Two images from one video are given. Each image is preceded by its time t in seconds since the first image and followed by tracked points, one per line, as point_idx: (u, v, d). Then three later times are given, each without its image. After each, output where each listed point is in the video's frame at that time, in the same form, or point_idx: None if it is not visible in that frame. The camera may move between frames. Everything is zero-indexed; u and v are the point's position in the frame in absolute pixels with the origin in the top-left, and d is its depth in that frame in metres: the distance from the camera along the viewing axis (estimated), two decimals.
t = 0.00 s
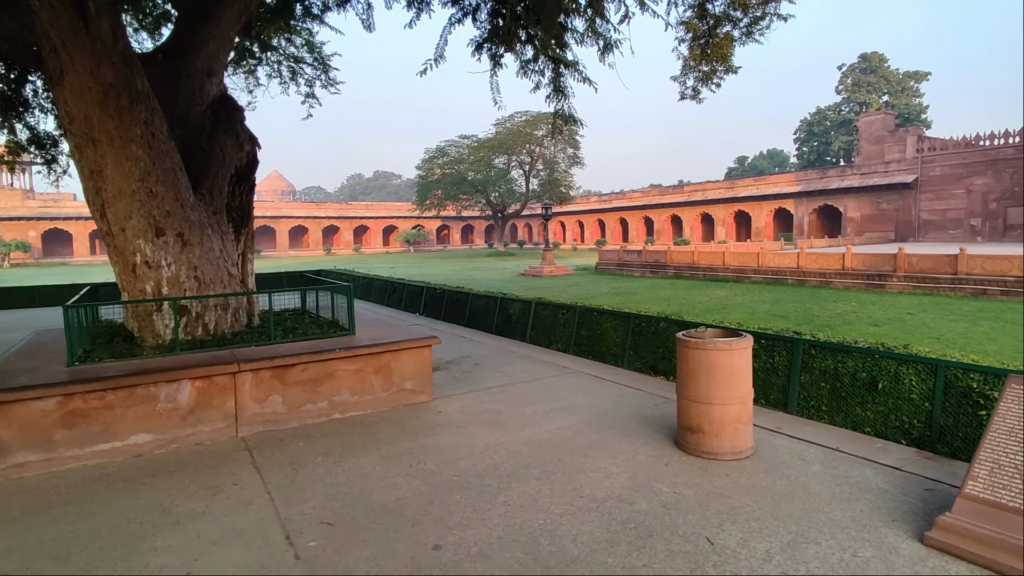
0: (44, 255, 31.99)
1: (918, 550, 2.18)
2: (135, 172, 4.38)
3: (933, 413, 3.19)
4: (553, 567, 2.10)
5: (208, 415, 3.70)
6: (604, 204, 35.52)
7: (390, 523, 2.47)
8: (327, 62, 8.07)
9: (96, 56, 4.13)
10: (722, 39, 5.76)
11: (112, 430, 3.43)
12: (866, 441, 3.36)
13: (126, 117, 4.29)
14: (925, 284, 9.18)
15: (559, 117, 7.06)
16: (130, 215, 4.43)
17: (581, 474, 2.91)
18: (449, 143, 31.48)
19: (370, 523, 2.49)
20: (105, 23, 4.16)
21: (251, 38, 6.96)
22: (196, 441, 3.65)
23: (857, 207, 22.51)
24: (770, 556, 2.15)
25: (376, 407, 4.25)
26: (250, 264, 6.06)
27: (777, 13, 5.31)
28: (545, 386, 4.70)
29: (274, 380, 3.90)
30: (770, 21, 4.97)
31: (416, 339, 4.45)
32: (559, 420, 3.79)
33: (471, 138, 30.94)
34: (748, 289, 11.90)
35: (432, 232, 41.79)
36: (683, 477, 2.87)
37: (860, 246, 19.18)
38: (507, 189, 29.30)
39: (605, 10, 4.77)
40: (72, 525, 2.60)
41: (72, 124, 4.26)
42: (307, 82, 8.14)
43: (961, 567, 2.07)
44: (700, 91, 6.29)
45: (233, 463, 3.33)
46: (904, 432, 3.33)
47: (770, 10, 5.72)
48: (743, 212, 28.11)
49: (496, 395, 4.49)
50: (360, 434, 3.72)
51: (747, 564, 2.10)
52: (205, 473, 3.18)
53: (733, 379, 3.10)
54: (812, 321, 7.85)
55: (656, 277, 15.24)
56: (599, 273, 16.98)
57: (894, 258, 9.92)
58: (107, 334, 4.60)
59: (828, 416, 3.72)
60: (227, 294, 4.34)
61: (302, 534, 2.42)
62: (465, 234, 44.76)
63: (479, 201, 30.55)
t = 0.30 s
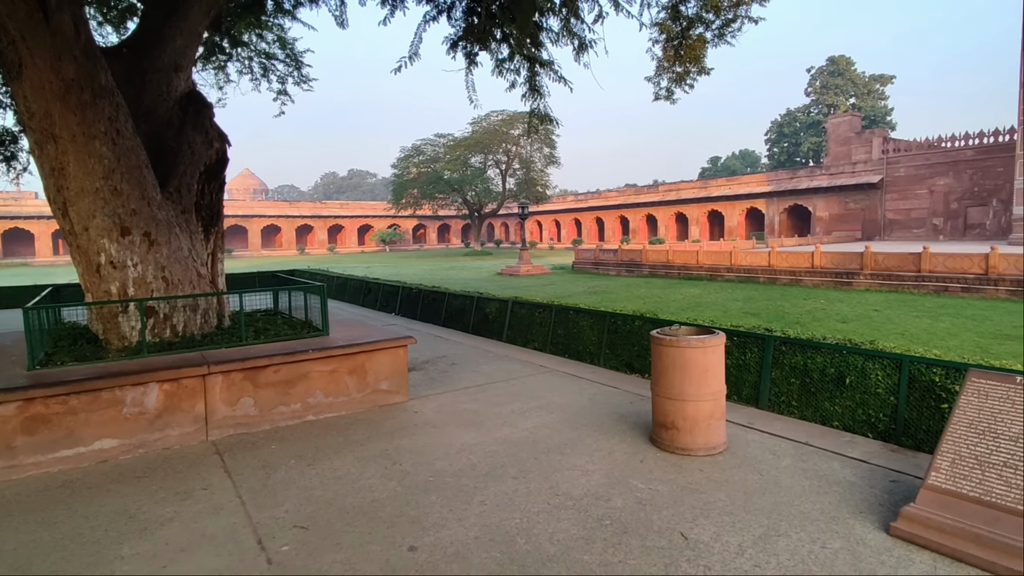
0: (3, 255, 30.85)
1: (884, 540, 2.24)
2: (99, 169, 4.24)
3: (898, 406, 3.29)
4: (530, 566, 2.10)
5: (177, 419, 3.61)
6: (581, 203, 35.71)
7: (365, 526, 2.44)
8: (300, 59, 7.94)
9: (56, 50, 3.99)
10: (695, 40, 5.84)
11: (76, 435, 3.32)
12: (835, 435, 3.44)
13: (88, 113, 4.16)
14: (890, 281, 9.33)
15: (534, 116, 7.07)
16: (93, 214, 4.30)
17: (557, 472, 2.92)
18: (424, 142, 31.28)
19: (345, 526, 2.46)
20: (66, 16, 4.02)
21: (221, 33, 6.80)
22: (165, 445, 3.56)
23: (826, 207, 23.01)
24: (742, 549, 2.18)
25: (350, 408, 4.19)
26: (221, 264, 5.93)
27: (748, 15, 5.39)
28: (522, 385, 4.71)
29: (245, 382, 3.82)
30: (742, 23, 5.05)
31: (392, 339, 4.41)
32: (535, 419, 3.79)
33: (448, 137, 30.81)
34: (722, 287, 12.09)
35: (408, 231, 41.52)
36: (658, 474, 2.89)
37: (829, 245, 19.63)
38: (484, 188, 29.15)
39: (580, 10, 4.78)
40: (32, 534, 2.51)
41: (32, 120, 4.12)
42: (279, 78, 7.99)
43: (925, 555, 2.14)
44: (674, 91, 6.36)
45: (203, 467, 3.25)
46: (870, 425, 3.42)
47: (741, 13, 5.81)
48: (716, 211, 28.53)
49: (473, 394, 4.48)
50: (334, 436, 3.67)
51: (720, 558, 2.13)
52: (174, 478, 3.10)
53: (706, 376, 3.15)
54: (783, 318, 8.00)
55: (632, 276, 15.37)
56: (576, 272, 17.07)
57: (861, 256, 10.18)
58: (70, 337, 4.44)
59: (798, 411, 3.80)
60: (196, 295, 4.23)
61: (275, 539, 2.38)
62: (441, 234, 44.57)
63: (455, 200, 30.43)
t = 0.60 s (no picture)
0: None
1: (852, 532, 2.30)
2: (61, 168, 4.11)
3: (865, 401, 3.37)
4: (506, 566, 2.10)
5: (144, 424, 3.51)
6: (558, 202, 35.90)
7: (340, 529, 2.41)
8: (272, 56, 7.80)
9: (17, 44, 3.83)
10: (669, 43, 5.91)
11: (37, 441, 3.20)
12: (805, 430, 3.51)
13: (50, 110, 4.01)
14: (858, 279, 9.69)
15: (511, 116, 7.06)
16: (55, 213, 4.16)
17: (534, 471, 2.93)
18: (401, 141, 31.04)
19: (319, 530, 2.42)
20: (26, 9, 3.86)
21: (190, 28, 6.64)
22: (132, 451, 3.46)
23: (796, 207, 23.47)
24: (715, 544, 2.21)
25: (324, 411, 4.13)
26: (190, 265, 5.81)
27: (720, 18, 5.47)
28: (499, 385, 4.70)
29: (215, 385, 3.74)
30: (714, 27, 5.13)
31: (367, 339, 4.36)
32: (512, 419, 3.79)
33: (424, 136, 30.65)
34: (696, 285, 12.26)
35: (384, 231, 41.18)
36: (634, 471, 2.92)
37: (799, 244, 20.07)
38: (461, 188, 28.71)
39: (555, 11, 4.79)
40: None
41: None
42: (251, 75, 7.83)
43: (891, 546, 2.20)
44: (648, 93, 6.43)
45: (172, 473, 3.17)
46: (839, 420, 3.50)
47: (714, 15, 5.88)
48: (690, 211, 28.91)
49: (449, 395, 4.46)
50: (307, 439, 3.62)
51: (694, 554, 2.15)
52: (141, 484, 3.02)
53: (681, 373, 3.19)
54: (755, 316, 8.16)
55: (609, 275, 15.49)
56: (553, 271, 17.14)
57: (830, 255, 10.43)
58: (31, 340, 4.28)
59: (770, 408, 3.87)
60: (165, 296, 4.13)
61: (246, 544, 2.33)
62: (418, 233, 44.34)
63: (432, 200, 30.23)
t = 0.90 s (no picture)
0: None
1: (821, 525, 2.34)
2: (21, 165, 3.97)
3: (834, 396, 3.44)
4: (482, 566, 2.10)
5: (110, 429, 3.41)
6: (536, 202, 36.01)
7: (313, 534, 2.38)
8: (243, 52, 7.64)
9: None
10: (644, 44, 5.97)
11: None
12: (776, 426, 3.58)
13: (9, 105, 3.87)
14: (827, 278, 9.86)
15: (487, 115, 7.05)
16: (15, 212, 4.00)
17: (510, 471, 2.92)
18: (376, 139, 30.73)
19: (292, 535, 2.38)
20: None
21: (157, 23, 6.48)
22: (97, 457, 3.36)
23: (768, 207, 23.89)
24: (690, 540, 2.24)
25: (298, 413, 4.07)
26: (158, 265, 5.66)
27: (693, 21, 5.54)
28: (475, 385, 4.69)
29: (184, 389, 3.65)
30: (687, 29, 5.20)
31: (341, 340, 4.30)
32: (488, 419, 3.78)
33: (400, 135, 30.44)
34: (671, 284, 12.40)
35: (360, 231, 40.75)
36: (609, 469, 2.94)
37: (771, 243, 20.49)
38: (438, 187, 28.59)
39: (530, 10, 4.80)
40: None
41: None
42: (222, 72, 7.67)
43: (859, 538, 2.25)
44: (623, 94, 6.49)
45: (139, 479, 3.09)
46: (808, 416, 3.57)
47: (688, 18, 5.96)
48: (665, 211, 29.24)
49: (426, 396, 4.43)
50: (280, 442, 3.55)
51: (668, 550, 2.17)
52: (107, 491, 2.93)
53: (655, 371, 3.21)
54: (728, 314, 8.29)
55: (585, 274, 15.58)
56: (530, 271, 17.18)
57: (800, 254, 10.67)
58: None
59: (742, 404, 3.93)
60: (133, 298, 4.02)
61: (216, 551, 2.28)
62: (394, 233, 44.04)
63: (408, 199, 29.99)
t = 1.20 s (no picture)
0: None
1: (791, 520, 2.38)
2: None
3: (803, 393, 3.52)
4: (457, 568, 2.09)
5: (72, 436, 3.30)
6: (513, 202, 36.03)
7: (285, 539, 2.34)
8: (213, 48, 7.49)
9: None
10: (618, 46, 6.03)
11: None
12: (747, 423, 3.64)
13: None
14: (796, 278, 10.47)
15: (463, 115, 7.02)
16: None
17: (485, 472, 2.91)
18: (351, 138, 30.40)
19: (263, 541, 2.33)
20: None
21: (123, 17, 6.30)
22: (59, 464, 3.25)
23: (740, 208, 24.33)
24: (663, 537, 2.26)
25: (269, 417, 4.00)
26: (122, 267, 5.49)
27: (667, 24, 5.61)
28: (451, 386, 4.67)
29: (151, 393, 3.56)
30: (661, 32, 5.26)
31: (314, 342, 4.24)
32: (464, 420, 3.76)
33: (375, 134, 30.16)
34: (646, 284, 12.54)
35: (335, 231, 40.24)
36: (584, 468, 2.95)
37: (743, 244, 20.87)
38: (414, 187, 28.40)
39: (505, 10, 4.80)
40: None
41: None
42: (190, 68, 7.49)
43: (826, 532, 2.30)
44: (599, 95, 6.54)
45: (103, 487, 2.99)
46: (778, 413, 3.64)
47: (661, 21, 6.03)
48: (641, 212, 29.54)
49: (401, 397, 4.39)
50: (251, 447, 3.48)
51: (642, 547, 2.19)
52: (69, 500, 2.83)
53: (630, 370, 3.24)
54: (702, 313, 8.41)
55: (562, 275, 15.65)
56: (507, 271, 17.19)
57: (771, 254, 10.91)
58: None
59: (715, 402, 3.99)
60: (98, 299, 3.89)
61: (184, 559, 2.22)
62: (370, 233, 43.63)
63: (384, 199, 29.71)
